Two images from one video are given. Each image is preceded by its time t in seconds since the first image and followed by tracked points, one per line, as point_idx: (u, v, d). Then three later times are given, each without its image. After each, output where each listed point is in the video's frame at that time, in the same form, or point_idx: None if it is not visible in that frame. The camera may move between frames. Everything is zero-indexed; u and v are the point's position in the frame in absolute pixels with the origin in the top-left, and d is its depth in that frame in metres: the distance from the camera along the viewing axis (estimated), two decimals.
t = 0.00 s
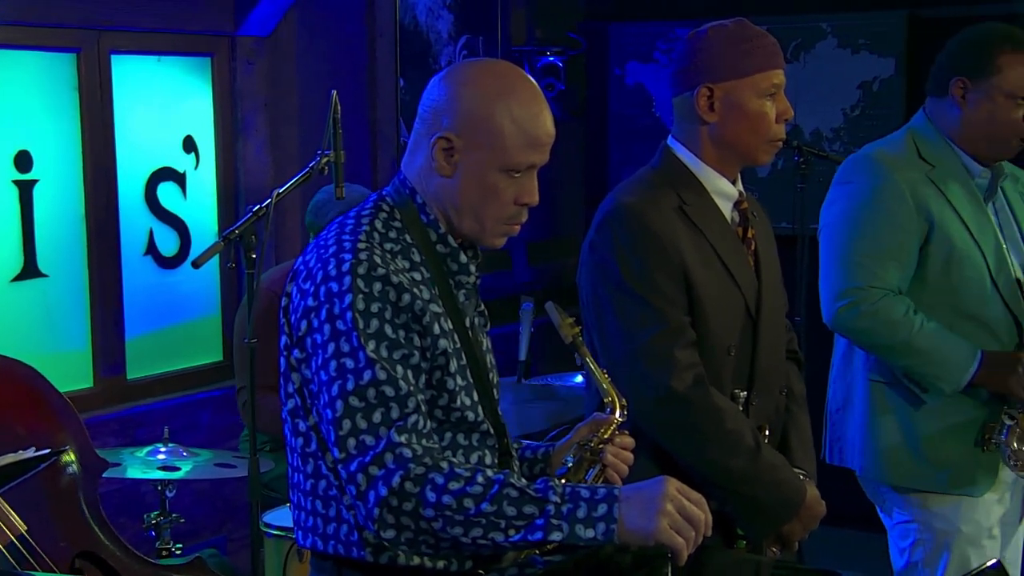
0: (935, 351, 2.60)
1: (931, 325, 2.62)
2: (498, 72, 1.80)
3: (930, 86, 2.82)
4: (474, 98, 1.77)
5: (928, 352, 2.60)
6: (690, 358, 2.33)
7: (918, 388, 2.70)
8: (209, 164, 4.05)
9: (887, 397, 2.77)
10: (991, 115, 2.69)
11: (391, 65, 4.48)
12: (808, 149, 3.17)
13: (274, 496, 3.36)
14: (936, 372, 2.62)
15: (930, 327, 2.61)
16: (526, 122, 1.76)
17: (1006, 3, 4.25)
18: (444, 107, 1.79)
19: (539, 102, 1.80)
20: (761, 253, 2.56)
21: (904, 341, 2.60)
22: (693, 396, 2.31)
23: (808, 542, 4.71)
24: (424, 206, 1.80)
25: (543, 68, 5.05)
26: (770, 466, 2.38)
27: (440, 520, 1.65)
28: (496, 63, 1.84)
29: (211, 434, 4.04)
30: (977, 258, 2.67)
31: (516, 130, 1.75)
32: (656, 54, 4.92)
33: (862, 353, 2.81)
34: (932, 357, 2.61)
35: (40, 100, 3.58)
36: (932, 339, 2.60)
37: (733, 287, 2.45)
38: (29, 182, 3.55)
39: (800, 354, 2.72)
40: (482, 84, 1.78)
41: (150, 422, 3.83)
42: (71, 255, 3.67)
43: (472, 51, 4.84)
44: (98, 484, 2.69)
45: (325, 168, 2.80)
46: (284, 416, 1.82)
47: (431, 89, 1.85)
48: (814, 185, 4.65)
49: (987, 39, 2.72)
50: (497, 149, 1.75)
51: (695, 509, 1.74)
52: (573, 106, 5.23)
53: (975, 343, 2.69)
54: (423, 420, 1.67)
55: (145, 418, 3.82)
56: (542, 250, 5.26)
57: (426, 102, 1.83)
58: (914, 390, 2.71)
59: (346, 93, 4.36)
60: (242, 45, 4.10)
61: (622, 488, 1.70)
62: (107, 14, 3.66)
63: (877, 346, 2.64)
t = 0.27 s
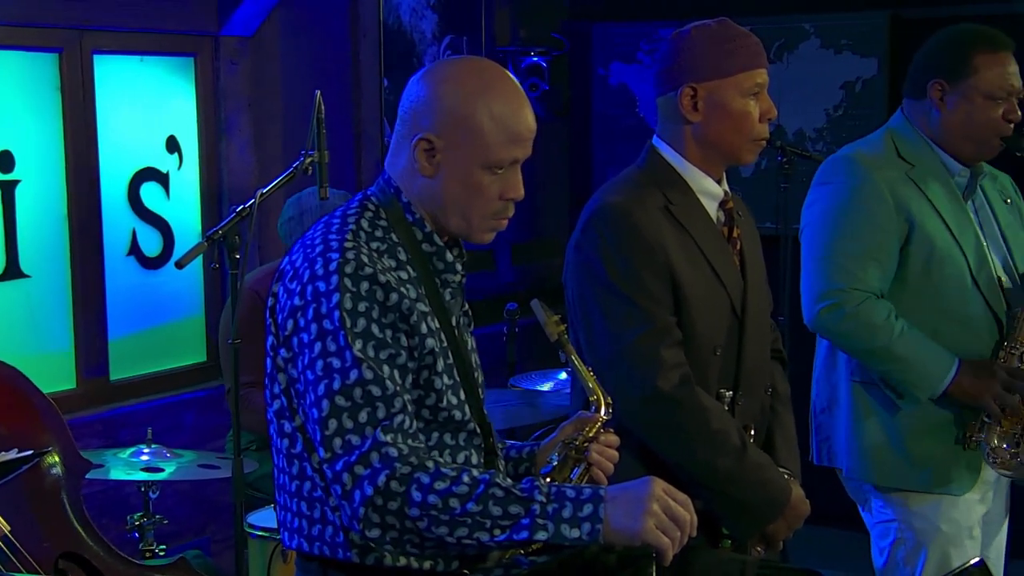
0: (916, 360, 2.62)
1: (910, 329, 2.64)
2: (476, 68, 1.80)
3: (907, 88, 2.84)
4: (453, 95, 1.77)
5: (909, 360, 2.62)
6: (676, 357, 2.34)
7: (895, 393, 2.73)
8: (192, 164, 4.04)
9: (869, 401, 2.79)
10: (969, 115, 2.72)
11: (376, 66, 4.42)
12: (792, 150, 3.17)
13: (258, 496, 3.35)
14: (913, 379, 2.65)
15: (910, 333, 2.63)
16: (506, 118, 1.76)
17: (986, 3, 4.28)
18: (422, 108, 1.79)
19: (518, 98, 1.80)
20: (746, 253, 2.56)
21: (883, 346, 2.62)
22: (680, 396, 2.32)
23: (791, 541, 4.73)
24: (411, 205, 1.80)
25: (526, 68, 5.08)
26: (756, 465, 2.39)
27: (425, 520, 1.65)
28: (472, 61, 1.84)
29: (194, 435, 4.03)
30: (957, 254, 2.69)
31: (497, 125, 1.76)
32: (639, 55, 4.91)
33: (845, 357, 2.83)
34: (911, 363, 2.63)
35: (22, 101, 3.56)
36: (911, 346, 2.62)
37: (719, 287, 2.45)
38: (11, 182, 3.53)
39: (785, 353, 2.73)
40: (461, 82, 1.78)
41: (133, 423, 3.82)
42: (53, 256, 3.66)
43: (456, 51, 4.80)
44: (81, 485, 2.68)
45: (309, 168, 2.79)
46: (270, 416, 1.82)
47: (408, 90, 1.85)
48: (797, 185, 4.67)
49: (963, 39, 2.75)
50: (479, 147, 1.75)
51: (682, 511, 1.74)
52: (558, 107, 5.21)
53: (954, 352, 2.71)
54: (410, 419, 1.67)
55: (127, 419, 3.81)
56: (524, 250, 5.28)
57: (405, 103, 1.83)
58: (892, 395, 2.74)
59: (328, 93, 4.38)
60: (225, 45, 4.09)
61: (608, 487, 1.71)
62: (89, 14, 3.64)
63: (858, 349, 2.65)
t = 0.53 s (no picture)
0: (900, 356, 2.63)
1: (892, 326, 2.65)
2: (461, 67, 1.80)
3: (891, 89, 2.86)
4: (439, 94, 1.76)
5: (892, 356, 2.63)
6: (660, 359, 2.34)
7: (880, 391, 2.74)
8: (175, 164, 4.03)
9: (854, 398, 2.79)
10: (957, 114, 2.73)
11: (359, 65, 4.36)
12: (776, 151, 3.17)
13: (241, 497, 3.34)
14: (898, 376, 2.65)
15: (894, 330, 2.64)
16: (493, 115, 1.76)
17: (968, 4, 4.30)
18: (409, 106, 1.78)
19: (504, 95, 1.80)
20: (730, 254, 2.57)
21: (868, 344, 2.62)
22: (665, 398, 2.32)
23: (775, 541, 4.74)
24: (395, 206, 1.80)
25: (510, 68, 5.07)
26: (741, 465, 2.39)
27: (410, 522, 1.65)
28: (457, 59, 1.84)
29: (178, 436, 4.02)
30: (939, 255, 2.70)
31: (482, 123, 1.75)
32: (624, 55, 4.95)
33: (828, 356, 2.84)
34: (894, 358, 2.63)
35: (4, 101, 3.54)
36: (894, 343, 2.63)
37: (703, 288, 2.45)
38: None
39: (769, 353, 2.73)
40: (446, 80, 1.78)
41: (116, 424, 3.81)
42: (36, 257, 3.64)
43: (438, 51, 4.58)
44: (63, 487, 2.67)
45: (293, 169, 2.78)
46: (254, 417, 1.81)
47: (394, 89, 1.85)
48: (780, 185, 4.68)
49: (948, 39, 2.77)
50: (466, 144, 1.75)
51: (666, 509, 1.73)
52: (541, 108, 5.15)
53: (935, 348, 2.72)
54: (394, 421, 1.67)
55: (111, 420, 3.79)
56: (512, 249, 5.26)
57: (389, 102, 1.83)
58: (875, 394, 2.75)
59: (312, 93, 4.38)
60: (208, 45, 4.08)
61: (591, 487, 1.71)
62: (71, 14, 3.63)
63: (842, 348, 2.65)
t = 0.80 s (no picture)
0: (890, 354, 2.64)
1: (882, 326, 2.65)
2: (448, 71, 1.79)
3: (881, 88, 2.86)
4: (425, 99, 1.76)
5: (882, 354, 2.64)
6: (645, 359, 2.34)
7: (875, 389, 2.74)
8: (158, 164, 4.02)
9: (842, 399, 2.79)
10: (946, 115, 2.73)
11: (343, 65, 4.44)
12: (758, 150, 3.17)
13: (226, 498, 3.33)
14: (893, 373, 2.66)
15: (884, 329, 2.65)
16: (478, 120, 1.76)
17: (950, 4, 4.31)
18: (393, 110, 1.78)
19: (490, 99, 1.80)
20: (714, 254, 2.57)
21: (859, 343, 2.63)
22: (651, 399, 2.32)
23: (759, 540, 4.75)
24: (379, 207, 1.79)
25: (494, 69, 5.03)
26: (725, 465, 2.40)
27: (393, 522, 1.64)
28: (443, 61, 1.84)
29: (161, 437, 4.01)
30: (926, 257, 2.70)
31: (467, 128, 1.75)
32: (607, 55, 4.95)
33: (815, 357, 2.84)
34: (885, 357, 2.64)
35: None
36: (885, 342, 2.63)
37: (688, 288, 2.46)
38: None
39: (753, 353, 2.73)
40: (431, 83, 1.77)
41: (100, 425, 3.79)
42: (17, 258, 3.63)
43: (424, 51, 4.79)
44: (45, 489, 2.66)
45: (277, 169, 2.78)
46: (237, 418, 1.80)
47: (379, 91, 1.84)
48: (764, 185, 4.69)
49: (937, 39, 2.77)
50: (450, 150, 1.75)
51: (649, 508, 1.73)
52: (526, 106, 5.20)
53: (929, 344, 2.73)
54: (377, 422, 1.66)
55: (94, 421, 3.78)
56: (496, 249, 5.27)
57: (376, 104, 1.82)
58: (869, 391, 2.75)
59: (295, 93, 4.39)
60: (191, 45, 4.07)
61: (575, 487, 1.71)
62: (53, 13, 3.61)
63: (831, 349, 2.66)
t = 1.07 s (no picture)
0: (884, 361, 2.64)
1: (876, 332, 2.65)
2: (439, 74, 1.79)
3: (871, 86, 2.87)
4: (412, 101, 1.76)
5: (877, 363, 2.64)
6: (629, 359, 2.35)
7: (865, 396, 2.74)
8: (141, 164, 4.00)
9: (832, 401, 2.80)
10: (934, 114, 2.74)
11: (327, 66, 4.36)
12: (742, 150, 3.17)
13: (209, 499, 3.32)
14: (883, 381, 2.66)
15: (877, 335, 2.65)
16: (466, 127, 1.76)
17: (932, 5, 4.33)
18: (382, 111, 1.77)
19: (478, 105, 1.79)
20: (697, 254, 2.57)
21: (850, 350, 2.63)
22: (634, 399, 2.33)
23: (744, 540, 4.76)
24: (363, 207, 1.79)
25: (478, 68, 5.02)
26: (709, 465, 2.40)
27: (378, 522, 1.64)
28: (434, 64, 1.83)
29: (144, 438, 3.99)
30: (919, 257, 2.71)
31: (456, 134, 1.75)
32: (591, 55, 4.94)
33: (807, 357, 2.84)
34: (881, 365, 2.64)
35: None
36: (879, 349, 2.64)
37: (671, 288, 2.46)
38: None
39: (737, 353, 2.74)
40: (420, 87, 1.76)
41: (82, 426, 3.78)
42: None
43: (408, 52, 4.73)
44: (28, 491, 2.65)
45: (260, 169, 2.77)
46: (221, 418, 1.79)
47: (367, 91, 1.83)
48: (748, 185, 4.70)
49: (925, 38, 2.78)
50: (437, 156, 1.74)
51: (634, 508, 1.73)
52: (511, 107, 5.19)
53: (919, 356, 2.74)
54: (361, 422, 1.66)
55: (76, 422, 3.77)
56: (480, 250, 5.27)
57: (365, 103, 1.81)
58: (862, 399, 2.75)
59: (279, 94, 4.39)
60: (174, 44, 4.07)
61: (559, 487, 1.70)
62: (34, 12, 3.60)
63: (824, 353, 2.66)
